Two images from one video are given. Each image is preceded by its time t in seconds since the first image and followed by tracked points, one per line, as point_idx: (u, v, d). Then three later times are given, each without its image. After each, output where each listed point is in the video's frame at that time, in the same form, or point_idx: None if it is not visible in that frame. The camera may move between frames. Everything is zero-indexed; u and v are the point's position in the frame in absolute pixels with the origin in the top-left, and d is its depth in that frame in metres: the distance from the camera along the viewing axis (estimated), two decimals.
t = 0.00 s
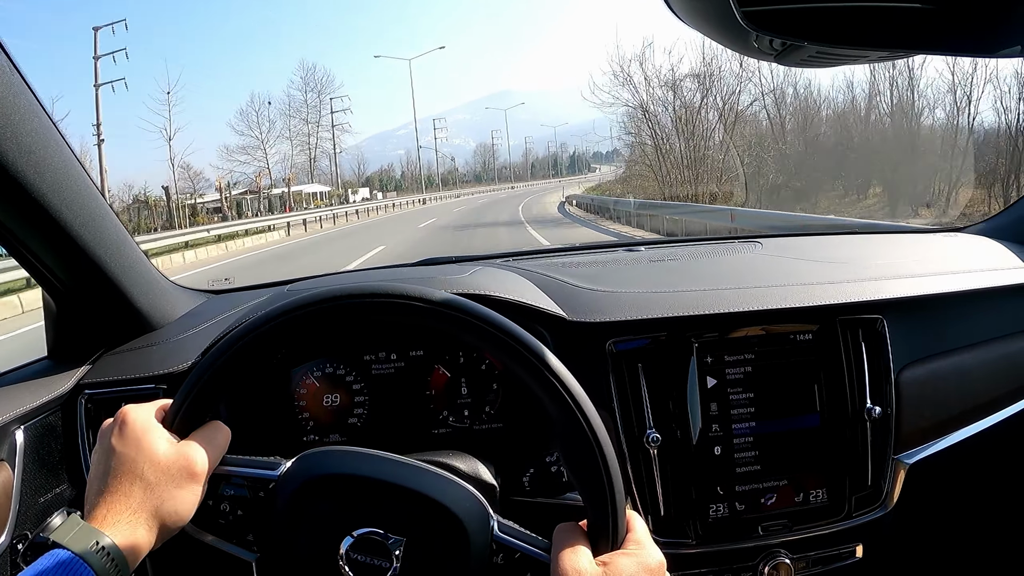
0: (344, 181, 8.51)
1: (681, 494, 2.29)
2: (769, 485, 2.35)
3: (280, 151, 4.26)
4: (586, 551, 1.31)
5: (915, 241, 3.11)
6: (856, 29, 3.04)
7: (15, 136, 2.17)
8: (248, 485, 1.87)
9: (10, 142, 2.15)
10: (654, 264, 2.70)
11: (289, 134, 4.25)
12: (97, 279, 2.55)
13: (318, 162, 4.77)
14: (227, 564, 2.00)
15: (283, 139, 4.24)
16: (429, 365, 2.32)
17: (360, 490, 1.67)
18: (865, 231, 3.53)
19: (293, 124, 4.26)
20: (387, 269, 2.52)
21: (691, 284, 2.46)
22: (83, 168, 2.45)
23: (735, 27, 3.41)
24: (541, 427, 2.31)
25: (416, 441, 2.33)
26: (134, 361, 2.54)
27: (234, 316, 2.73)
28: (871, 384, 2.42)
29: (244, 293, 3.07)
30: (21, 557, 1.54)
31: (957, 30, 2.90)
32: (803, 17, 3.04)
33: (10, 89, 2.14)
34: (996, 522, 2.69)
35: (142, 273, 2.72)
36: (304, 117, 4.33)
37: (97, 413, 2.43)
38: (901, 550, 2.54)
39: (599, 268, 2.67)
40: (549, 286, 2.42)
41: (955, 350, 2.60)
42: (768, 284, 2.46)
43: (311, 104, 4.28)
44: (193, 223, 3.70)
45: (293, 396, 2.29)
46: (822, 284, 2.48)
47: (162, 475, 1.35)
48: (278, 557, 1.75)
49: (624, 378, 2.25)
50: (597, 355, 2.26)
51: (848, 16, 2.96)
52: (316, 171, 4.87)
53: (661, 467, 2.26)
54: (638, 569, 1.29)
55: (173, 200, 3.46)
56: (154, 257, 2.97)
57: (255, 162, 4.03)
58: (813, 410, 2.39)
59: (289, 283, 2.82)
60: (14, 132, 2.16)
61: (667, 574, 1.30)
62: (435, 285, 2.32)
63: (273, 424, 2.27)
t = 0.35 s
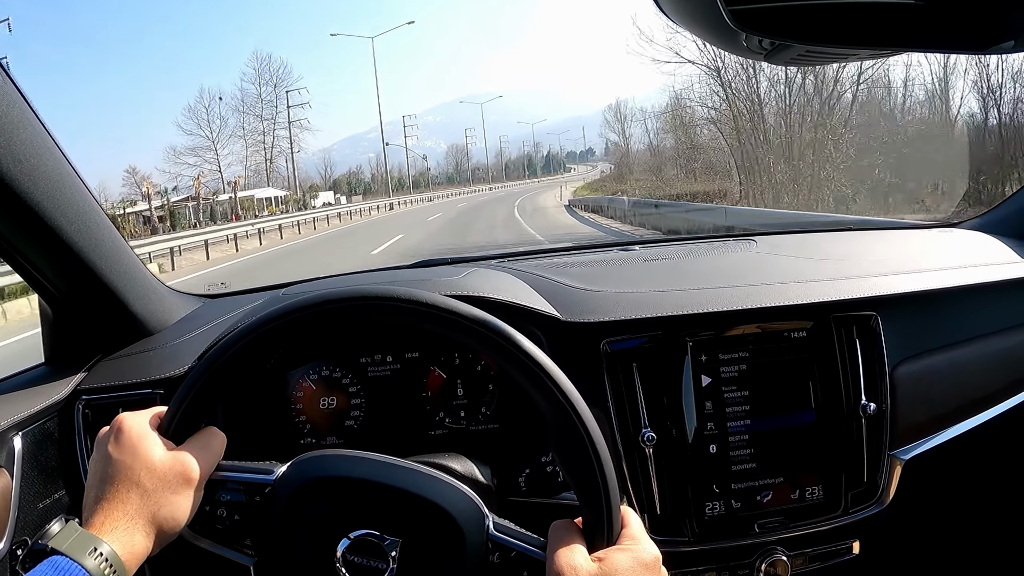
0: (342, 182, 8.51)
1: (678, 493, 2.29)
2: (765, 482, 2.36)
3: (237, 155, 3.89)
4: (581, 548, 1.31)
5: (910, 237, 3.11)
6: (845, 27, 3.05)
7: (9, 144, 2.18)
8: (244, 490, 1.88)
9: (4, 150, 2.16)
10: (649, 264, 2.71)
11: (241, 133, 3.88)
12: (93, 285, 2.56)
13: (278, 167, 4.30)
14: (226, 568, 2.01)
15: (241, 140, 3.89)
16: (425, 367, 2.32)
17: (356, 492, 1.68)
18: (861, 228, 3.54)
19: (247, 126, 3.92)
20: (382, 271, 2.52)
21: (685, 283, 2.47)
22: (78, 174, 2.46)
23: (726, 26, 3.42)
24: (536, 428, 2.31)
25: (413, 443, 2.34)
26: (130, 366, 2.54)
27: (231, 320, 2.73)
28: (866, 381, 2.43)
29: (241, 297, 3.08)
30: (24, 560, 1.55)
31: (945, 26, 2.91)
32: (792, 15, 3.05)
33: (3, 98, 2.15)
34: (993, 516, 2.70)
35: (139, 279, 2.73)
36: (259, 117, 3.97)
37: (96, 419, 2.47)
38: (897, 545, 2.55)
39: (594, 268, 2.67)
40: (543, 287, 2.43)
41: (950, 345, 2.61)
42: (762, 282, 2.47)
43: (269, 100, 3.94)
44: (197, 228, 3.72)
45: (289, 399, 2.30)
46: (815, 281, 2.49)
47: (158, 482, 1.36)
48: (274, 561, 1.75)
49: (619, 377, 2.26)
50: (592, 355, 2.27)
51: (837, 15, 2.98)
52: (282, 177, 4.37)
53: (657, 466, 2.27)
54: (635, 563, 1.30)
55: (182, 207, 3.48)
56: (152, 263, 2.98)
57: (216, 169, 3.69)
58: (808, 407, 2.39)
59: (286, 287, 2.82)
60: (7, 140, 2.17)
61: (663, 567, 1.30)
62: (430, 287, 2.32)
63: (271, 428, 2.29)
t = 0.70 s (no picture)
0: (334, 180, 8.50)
1: (677, 488, 2.29)
2: (765, 477, 2.36)
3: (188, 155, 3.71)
4: (580, 543, 1.32)
5: (908, 232, 3.12)
6: (841, 21, 3.06)
7: (7, 142, 2.17)
8: (243, 487, 1.84)
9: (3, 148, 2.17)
10: (647, 260, 2.71)
11: (188, 129, 3.62)
12: (91, 284, 2.56)
13: (225, 168, 4.07)
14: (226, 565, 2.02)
15: (189, 138, 3.65)
16: (424, 363, 2.33)
17: (356, 488, 1.68)
18: (858, 222, 3.55)
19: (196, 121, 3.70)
20: (380, 268, 2.52)
21: (684, 278, 2.47)
22: (76, 171, 2.46)
23: (723, 21, 3.43)
24: (535, 424, 2.31)
25: (413, 439, 2.34)
26: (129, 365, 2.55)
27: (229, 319, 2.73)
28: (864, 375, 2.43)
29: (239, 295, 3.08)
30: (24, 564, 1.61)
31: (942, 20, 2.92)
32: (789, 10, 3.06)
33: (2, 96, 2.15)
34: (991, 510, 2.70)
35: (138, 278, 2.73)
36: (210, 110, 3.75)
37: (96, 417, 2.47)
38: (896, 539, 2.55)
39: (592, 264, 2.67)
40: (541, 283, 2.42)
41: (948, 339, 2.61)
42: (760, 278, 2.47)
43: (221, 94, 3.74)
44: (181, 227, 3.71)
45: (289, 397, 2.30)
46: (813, 276, 2.49)
47: (157, 481, 1.36)
48: (274, 558, 1.76)
49: (617, 373, 2.26)
50: (590, 351, 2.26)
51: (833, 9, 2.99)
52: (237, 177, 4.26)
53: (656, 461, 2.27)
54: (633, 557, 1.30)
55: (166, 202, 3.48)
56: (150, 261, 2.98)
57: (159, 170, 3.41)
58: (807, 402, 2.40)
59: (285, 284, 2.83)
60: (6, 138, 2.17)
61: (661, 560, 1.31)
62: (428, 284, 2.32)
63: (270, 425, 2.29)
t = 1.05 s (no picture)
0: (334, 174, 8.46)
1: (679, 484, 2.29)
2: (768, 474, 2.36)
3: (134, 151, 3.23)
4: (582, 536, 1.31)
5: (913, 230, 3.11)
6: (848, 16, 3.05)
7: (10, 132, 2.17)
8: (246, 481, 1.86)
9: (6, 138, 2.16)
10: (651, 255, 2.70)
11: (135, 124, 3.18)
12: (94, 276, 2.56)
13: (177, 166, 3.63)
14: (229, 557, 2.02)
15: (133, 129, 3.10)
16: (427, 357, 2.32)
17: (359, 481, 1.68)
18: (863, 220, 3.54)
19: (142, 110, 3.24)
20: (383, 262, 2.52)
21: (688, 274, 2.46)
22: (79, 162, 2.45)
23: (729, 16, 3.42)
24: (539, 419, 2.31)
25: (415, 433, 2.34)
26: (131, 357, 2.54)
27: (232, 311, 2.73)
28: (867, 373, 2.43)
29: (242, 288, 3.07)
30: (30, 556, 1.66)
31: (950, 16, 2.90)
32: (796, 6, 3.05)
33: (7, 87, 2.15)
34: (994, 509, 2.69)
35: (141, 270, 2.73)
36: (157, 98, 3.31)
37: (97, 409, 2.47)
38: (899, 538, 2.55)
39: (596, 260, 2.66)
40: (545, 277, 2.42)
41: (952, 337, 2.60)
42: (764, 274, 2.47)
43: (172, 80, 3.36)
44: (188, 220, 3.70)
45: (291, 390, 2.30)
46: (817, 273, 2.48)
47: (159, 475, 1.37)
48: (275, 552, 1.75)
49: (620, 368, 2.25)
50: (594, 346, 2.25)
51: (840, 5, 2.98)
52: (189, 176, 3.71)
53: (659, 457, 2.27)
54: (636, 549, 1.30)
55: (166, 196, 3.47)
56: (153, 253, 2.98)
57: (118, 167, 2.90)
58: (810, 398, 2.39)
59: (288, 278, 2.82)
60: (10, 127, 2.17)
61: (666, 553, 1.30)
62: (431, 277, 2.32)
63: (273, 417, 2.29)
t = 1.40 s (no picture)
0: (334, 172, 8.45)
1: (686, 480, 2.29)
2: (774, 471, 2.36)
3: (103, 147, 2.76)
4: (590, 529, 1.31)
5: (921, 228, 3.10)
6: (857, 13, 3.04)
7: (18, 125, 2.17)
8: (253, 476, 1.86)
9: (14, 131, 2.16)
10: (658, 252, 2.70)
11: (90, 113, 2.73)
12: (101, 270, 2.56)
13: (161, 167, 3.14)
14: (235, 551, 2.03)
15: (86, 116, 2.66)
16: (433, 353, 2.32)
17: (366, 476, 1.68)
18: (870, 219, 3.53)
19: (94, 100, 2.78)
20: (389, 257, 2.51)
21: (695, 270, 2.46)
22: (86, 156, 2.45)
23: (737, 12, 3.41)
24: (546, 415, 2.31)
25: (422, 429, 2.34)
26: (138, 351, 2.54)
27: (239, 306, 2.73)
28: (875, 370, 2.42)
29: (249, 283, 3.07)
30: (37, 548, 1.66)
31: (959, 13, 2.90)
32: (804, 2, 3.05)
33: (14, 80, 2.15)
34: (1001, 507, 2.69)
35: (147, 265, 2.73)
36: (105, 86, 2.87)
37: (104, 404, 2.47)
38: (906, 535, 2.54)
39: (604, 256, 2.66)
40: (552, 273, 2.41)
41: (959, 335, 2.60)
42: (771, 270, 2.46)
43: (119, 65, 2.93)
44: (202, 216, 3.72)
45: (297, 385, 2.30)
46: (825, 270, 2.48)
47: (166, 473, 1.38)
48: (281, 548, 1.75)
49: (627, 364, 2.24)
50: (600, 342, 2.25)
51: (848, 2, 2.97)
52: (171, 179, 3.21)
53: (665, 454, 2.27)
54: (644, 541, 1.29)
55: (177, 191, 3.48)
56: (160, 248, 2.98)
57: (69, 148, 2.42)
58: (818, 395, 2.39)
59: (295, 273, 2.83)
60: (17, 120, 2.17)
61: (673, 545, 1.30)
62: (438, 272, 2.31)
63: (280, 411, 2.30)
